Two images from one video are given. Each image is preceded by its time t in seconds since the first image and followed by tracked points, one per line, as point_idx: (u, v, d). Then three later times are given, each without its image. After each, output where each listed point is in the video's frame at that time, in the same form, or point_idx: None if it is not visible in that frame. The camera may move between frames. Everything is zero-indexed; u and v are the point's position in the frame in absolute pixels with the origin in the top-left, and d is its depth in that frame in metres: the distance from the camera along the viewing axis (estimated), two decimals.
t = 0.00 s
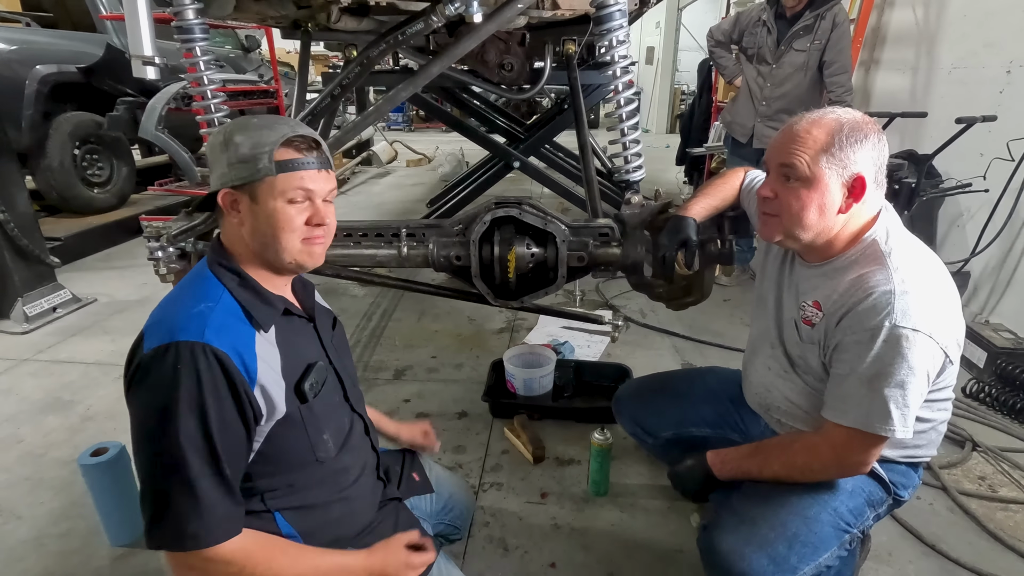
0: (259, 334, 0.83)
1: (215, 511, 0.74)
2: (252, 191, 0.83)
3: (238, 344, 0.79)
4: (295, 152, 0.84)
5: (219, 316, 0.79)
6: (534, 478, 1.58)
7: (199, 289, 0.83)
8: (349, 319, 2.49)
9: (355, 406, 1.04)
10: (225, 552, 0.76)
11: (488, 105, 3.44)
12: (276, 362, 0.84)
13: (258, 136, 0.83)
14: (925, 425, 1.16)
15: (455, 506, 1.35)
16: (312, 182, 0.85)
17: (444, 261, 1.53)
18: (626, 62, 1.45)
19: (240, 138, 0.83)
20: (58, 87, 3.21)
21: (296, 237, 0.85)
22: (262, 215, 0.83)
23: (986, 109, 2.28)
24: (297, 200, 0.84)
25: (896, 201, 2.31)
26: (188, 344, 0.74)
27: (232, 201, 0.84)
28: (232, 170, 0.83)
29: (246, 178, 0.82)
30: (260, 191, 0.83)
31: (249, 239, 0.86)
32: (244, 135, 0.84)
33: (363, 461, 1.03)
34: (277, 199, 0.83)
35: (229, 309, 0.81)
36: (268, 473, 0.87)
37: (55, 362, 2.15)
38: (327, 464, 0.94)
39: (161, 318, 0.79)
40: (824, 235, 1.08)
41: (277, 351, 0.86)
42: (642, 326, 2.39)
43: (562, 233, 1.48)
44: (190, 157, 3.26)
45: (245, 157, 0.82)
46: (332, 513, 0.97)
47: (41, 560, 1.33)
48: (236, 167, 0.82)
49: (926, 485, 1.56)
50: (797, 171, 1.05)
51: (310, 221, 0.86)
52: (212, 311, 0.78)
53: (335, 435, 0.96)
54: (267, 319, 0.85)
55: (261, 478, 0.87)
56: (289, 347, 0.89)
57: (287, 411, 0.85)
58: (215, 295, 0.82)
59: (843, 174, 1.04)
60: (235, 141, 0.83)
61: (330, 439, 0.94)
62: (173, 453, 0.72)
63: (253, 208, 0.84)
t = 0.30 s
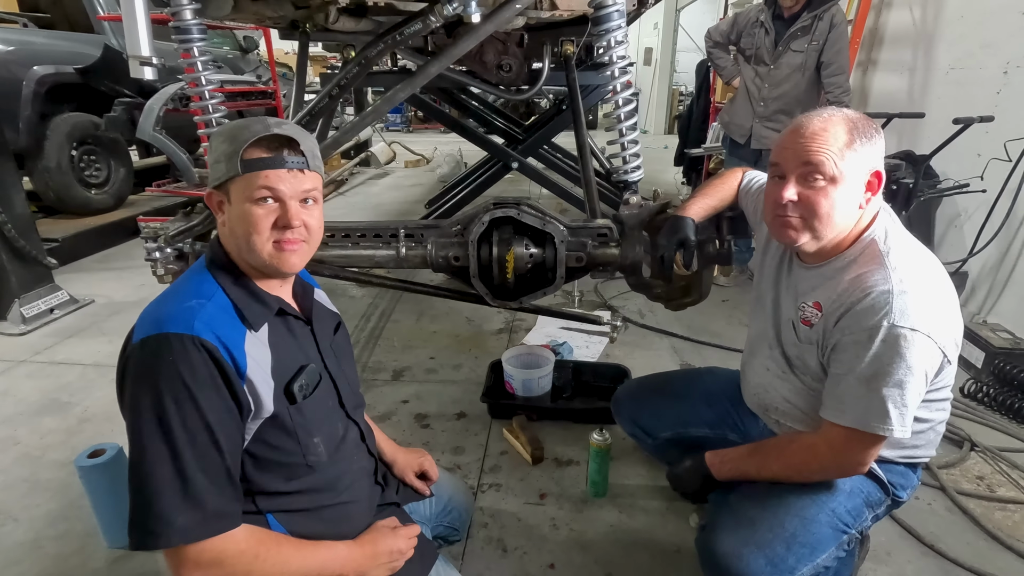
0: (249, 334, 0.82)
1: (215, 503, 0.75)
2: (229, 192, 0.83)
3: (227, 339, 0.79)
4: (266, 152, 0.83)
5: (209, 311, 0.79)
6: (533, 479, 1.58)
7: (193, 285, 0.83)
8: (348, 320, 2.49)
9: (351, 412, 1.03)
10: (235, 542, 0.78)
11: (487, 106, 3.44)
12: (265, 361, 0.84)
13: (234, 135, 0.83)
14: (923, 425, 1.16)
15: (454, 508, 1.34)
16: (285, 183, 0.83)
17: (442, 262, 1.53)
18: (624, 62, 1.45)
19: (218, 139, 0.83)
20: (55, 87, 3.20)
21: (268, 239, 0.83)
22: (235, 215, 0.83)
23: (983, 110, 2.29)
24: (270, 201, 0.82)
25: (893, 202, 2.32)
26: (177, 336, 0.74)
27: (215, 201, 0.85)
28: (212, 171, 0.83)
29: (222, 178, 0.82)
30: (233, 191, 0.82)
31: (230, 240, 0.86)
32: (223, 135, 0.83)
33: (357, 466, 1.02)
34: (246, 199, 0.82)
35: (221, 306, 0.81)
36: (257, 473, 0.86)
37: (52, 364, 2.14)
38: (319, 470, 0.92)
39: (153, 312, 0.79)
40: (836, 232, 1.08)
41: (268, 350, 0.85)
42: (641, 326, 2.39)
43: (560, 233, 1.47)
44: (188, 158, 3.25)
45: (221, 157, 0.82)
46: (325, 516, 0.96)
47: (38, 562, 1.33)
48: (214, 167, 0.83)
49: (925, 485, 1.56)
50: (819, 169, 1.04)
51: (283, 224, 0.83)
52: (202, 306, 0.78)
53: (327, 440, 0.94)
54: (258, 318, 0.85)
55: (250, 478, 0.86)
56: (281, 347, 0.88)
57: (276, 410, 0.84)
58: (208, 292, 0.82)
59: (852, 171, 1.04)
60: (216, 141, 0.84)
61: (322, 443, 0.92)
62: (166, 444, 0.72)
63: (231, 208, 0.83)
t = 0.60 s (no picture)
0: (249, 335, 0.82)
1: (219, 501, 0.75)
2: (228, 194, 0.82)
3: (226, 340, 0.78)
4: (264, 155, 0.83)
5: (209, 313, 0.79)
6: (532, 479, 1.58)
7: (192, 287, 0.82)
8: (346, 320, 2.49)
9: (350, 413, 1.03)
10: (233, 545, 0.77)
11: (486, 106, 3.44)
12: (265, 363, 0.83)
13: (231, 137, 0.82)
14: (923, 425, 1.16)
15: (453, 507, 1.35)
16: (284, 186, 0.82)
17: (440, 262, 1.53)
18: (622, 62, 1.45)
19: (218, 141, 0.83)
20: (53, 87, 3.20)
21: (267, 242, 0.83)
22: (233, 218, 0.83)
23: (981, 110, 2.29)
24: (269, 203, 0.82)
25: (892, 201, 2.32)
26: (177, 338, 0.74)
27: (213, 202, 0.84)
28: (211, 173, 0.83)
29: (221, 180, 0.82)
30: (231, 194, 0.82)
31: (229, 241, 0.85)
32: (221, 137, 0.83)
33: (356, 466, 1.02)
34: (243, 202, 0.81)
35: (220, 308, 0.81)
36: (257, 475, 0.86)
37: (50, 364, 2.13)
38: (318, 471, 0.92)
39: (151, 314, 0.78)
40: (839, 231, 1.08)
41: (267, 352, 0.85)
42: (639, 326, 2.39)
43: (559, 233, 1.47)
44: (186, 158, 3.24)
45: (220, 158, 0.82)
46: (325, 517, 0.96)
47: (35, 563, 1.32)
48: (213, 169, 0.82)
49: (923, 485, 1.56)
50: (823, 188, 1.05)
51: (283, 227, 0.83)
52: (202, 308, 0.78)
53: (326, 441, 0.94)
54: (258, 320, 0.85)
55: (249, 480, 0.86)
56: (280, 348, 0.88)
57: (276, 411, 0.84)
58: (208, 293, 0.81)
59: (854, 171, 1.04)
60: (215, 143, 0.83)
61: (321, 444, 0.92)
62: (166, 444, 0.72)
63: (230, 210, 0.83)
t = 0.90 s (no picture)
0: (248, 336, 0.82)
1: (217, 502, 0.75)
2: (237, 205, 0.81)
3: (225, 341, 0.78)
4: (278, 170, 0.81)
5: (208, 312, 0.79)
6: (532, 479, 1.58)
7: (191, 288, 0.82)
8: (347, 320, 2.49)
9: (349, 413, 1.03)
10: (232, 545, 0.77)
11: (486, 106, 3.44)
12: (264, 363, 0.83)
13: (242, 147, 0.80)
14: (924, 426, 1.16)
15: (453, 508, 1.35)
16: (297, 201, 0.82)
17: (441, 262, 1.53)
18: (623, 62, 1.45)
19: (227, 147, 0.81)
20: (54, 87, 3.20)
21: (278, 255, 0.83)
22: (245, 229, 0.82)
23: (981, 110, 2.29)
24: (281, 218, 0.81)
25: (893, 201, 2.32)
26: (177, 338, 0.74)
27: (219, 207, 0.83)
28: (217, 180, 0.81)
29: (230, 191, 0.80)
30: (243, 205, 0.81)
31: (235, 246, 0.85)
32: (230, 146, 0.81)
33: (356, 466, 1.02)
34: (258, 215, 0.80)
35: (220, 308, 0.81)
36: (257, 475, 0.86)
37: (50, 364, 2.14)
38: (317, 470, 0.92)
39: (150, 315, 0.79)
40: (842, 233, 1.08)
41: (267, 352, 0.85)
42: (640, 326, 2.39)
43: (559, 233, 1.47)
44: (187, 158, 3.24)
45: (229, 168, 0.80)
46: (325, 516, 0.96)
47: (36, 562, 1.32)
48: (221, 178, 0.80)
49: (924, 485, 1.56)
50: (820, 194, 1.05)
51: (294, 240, 0.83)
52: (201, 308, 0.78)
53: (326, 440, 0.94)
54: (256, 321, 0.85)
55: (250, 480, 0.86)
56: (279, 349, 0.88)
57: (276, 411, 0.84)
58: (207, 294, 0.82)
59: (856, 172, 1.04)
60: (223, 149, 0.81)
61: (321, 443, 0.92)
62: (166, 443, 0.72)
63: (238, 220, 0.82)
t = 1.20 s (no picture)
0: (256, 333, 0.83)
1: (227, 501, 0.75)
2: (235, 222, 0.81)
3: (235, 332, 0.80)
4: (276, 192, 0.80)
5: (214, 308, 0.80)
6: (533, 480, 1.58)
7: (194, 286, 0.83)
8: (348, 321, 2.49)
9: (351, 411, 1.03)
10: (282, 515, 0.79)
11: (487, 108, 3.44)
12: (274, 358, 0.84)
13: (241, 168, 0.79)
14: (926, 427, 1.16)
15: (453, 509, 1.37)
16: (294, 222, 0.81)
17: (442, 264, 1.53)
18: (623, 64, 1.45)
19: (226, 162, 0.80)
20: (56, 89, 3.20)
21: (277, 272, 0.83)
22: (242, 245, 0.82)
23: (982, 112, 2.29)
24: (279, 237, 0.81)
25: (894, 202, 2.32)
26: (188, 334, 0.75)
27: (216, 219, 0.83)
28: (214, 196, 0.80)
29: (228, 210, 0.80)
30: (240, 223, 0.81)
31: (231, 256, 0.85)
32: (230, 162, 0.80)
33: (359, 464, 1.02)
34: (254, 235, 0.80)
35: (225, 305, 0.82)
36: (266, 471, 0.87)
37: (52, 365, 2.14)
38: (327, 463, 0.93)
39: (156, 314, 0.79)
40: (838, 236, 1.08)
41: (275, 348, 0.86)
42: (640, 327, 2.39)
43: (560, 234, 1.48)
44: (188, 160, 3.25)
45: (226, 187, 0.79)
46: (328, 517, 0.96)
47: (37, 563, 1.33)
48: (219, 195, 0.79)
49: (925, 487, 1.56)
50: (807, 178, 1.05)
51: (291, 258, 0.83)
52: (207, 304, 0.79)
53: (332, 434, 0.95)
54: (262, 319, 0.85)
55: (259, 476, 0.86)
56: (285, 346, 0.89)
57: (285, 403, 0.85)
58: (211, 292, 0.82)
59: (854, 177, 1.04)
60: (222, 166, 0.80)
61: (327, 437, 0.93)
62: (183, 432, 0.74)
63: (236, 235, 0.82)
